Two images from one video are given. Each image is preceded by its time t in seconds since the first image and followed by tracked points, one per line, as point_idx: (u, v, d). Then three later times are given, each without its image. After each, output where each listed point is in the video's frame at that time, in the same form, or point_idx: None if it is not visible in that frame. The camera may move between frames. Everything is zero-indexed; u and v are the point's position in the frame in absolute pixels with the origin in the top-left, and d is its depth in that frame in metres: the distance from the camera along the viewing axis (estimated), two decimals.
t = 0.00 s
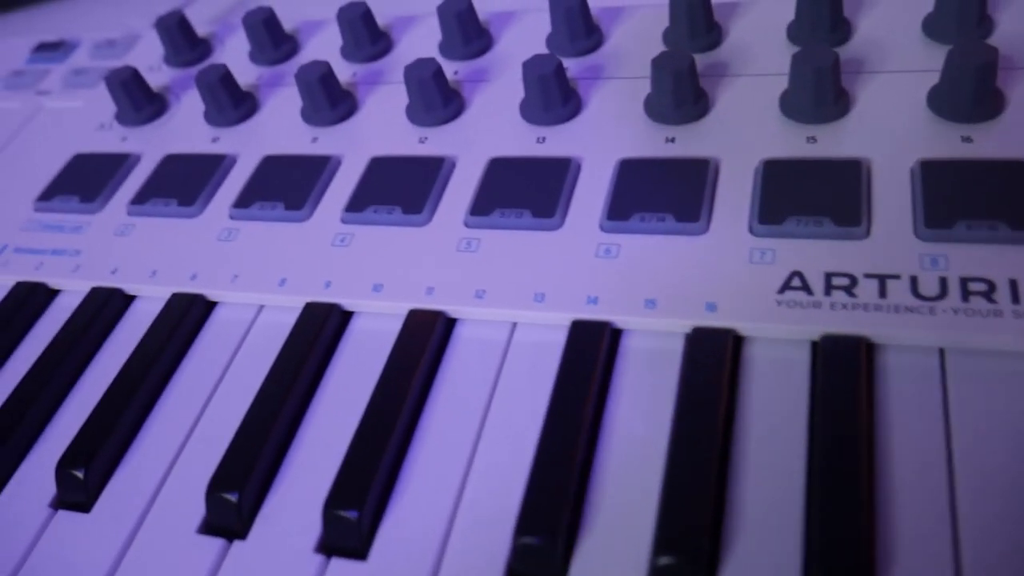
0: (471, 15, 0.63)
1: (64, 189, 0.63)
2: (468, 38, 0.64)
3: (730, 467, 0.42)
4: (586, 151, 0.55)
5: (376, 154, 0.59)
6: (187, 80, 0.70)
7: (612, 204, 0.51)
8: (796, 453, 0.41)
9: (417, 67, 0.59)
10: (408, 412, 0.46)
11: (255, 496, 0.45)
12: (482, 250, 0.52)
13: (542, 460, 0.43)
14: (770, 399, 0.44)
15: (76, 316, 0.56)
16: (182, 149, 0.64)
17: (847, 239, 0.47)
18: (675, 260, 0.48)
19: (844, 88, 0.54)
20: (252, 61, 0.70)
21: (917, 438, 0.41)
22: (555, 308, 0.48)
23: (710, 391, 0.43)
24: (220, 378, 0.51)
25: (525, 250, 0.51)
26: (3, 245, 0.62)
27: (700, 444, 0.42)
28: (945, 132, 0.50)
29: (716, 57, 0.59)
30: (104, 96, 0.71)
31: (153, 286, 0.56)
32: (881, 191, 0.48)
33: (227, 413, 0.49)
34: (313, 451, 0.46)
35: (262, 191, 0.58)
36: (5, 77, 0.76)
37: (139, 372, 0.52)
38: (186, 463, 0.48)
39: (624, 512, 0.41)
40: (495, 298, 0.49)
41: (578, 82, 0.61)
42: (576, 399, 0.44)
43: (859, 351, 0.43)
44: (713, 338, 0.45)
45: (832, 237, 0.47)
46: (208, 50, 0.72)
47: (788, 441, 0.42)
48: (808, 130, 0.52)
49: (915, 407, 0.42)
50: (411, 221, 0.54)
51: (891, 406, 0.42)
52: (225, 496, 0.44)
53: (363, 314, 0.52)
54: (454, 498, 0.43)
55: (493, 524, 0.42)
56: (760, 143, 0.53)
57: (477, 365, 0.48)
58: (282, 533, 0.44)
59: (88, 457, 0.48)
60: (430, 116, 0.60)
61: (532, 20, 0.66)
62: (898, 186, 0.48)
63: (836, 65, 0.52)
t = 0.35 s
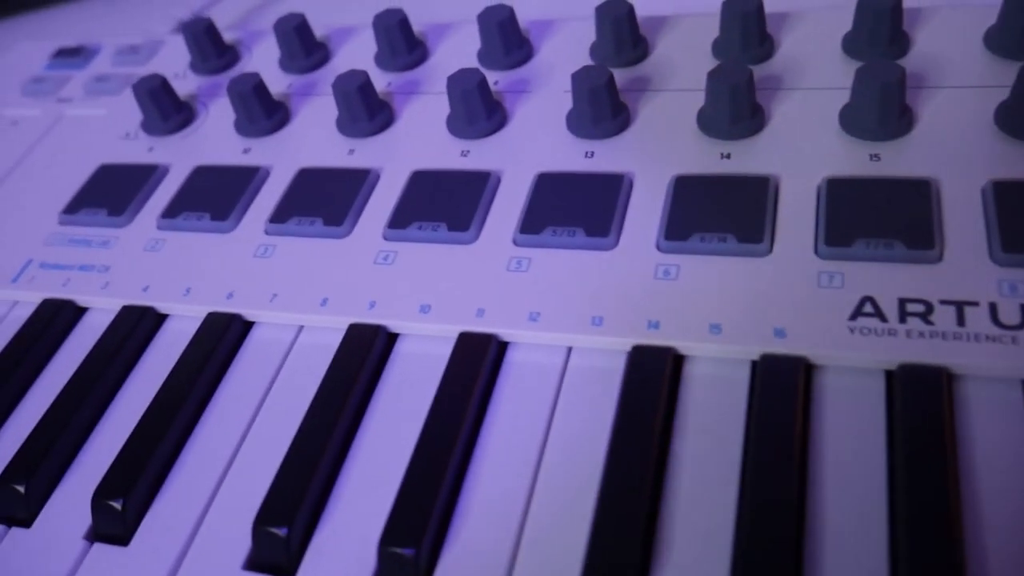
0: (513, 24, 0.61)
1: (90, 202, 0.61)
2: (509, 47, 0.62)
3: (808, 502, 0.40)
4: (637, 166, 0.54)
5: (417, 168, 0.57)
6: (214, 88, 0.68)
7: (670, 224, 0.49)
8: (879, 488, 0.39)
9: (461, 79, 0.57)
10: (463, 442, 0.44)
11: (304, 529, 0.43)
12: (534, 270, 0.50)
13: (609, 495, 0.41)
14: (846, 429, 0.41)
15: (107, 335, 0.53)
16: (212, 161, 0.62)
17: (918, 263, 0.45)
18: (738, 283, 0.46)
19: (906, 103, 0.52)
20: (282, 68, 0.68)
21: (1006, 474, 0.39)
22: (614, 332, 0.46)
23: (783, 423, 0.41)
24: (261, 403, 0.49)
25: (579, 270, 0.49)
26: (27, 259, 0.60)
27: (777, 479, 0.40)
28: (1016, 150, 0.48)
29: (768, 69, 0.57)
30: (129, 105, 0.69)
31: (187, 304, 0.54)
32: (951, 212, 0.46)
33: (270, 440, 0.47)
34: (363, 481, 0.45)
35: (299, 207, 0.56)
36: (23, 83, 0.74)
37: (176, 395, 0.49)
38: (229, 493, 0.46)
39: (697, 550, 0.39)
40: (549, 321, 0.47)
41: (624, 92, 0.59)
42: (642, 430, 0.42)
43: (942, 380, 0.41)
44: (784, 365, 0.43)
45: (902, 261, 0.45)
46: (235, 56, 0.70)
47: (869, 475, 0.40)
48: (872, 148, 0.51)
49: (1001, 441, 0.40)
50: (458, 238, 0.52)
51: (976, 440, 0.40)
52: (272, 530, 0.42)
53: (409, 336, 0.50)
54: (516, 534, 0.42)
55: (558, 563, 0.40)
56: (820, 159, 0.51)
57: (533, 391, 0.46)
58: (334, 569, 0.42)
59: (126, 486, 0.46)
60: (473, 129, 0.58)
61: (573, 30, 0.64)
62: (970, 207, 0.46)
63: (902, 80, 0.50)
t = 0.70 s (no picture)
0: (541, 30, 0.59)
1: (101, 213, 0.59)
2: (537, 54, 0.60)
3: (874, 543, 0.38)
4: (676, 180, 0.51)
5: (444, 180, 0.55)
6: (228, 93, 0.66)
7: (714, 242, 0.47)
8: (948, 531, 0.38)
9: (490, 88, 0.55)
10: (502, 476, 0.42)
11: (336, 567, 0.42)
12: (572, 289, 0.47)
13: (661, 534, 0.39)
14: (909, 463, 0.40)
15: (122, 355, 0.51)
16: (229, 171, 0.60)
17: (979, 286, 0.43)
18: (789, 306, 0.44)
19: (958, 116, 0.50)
20: (298, 74, 0.65)
21: None
22: (659, 357, 0.44)
23: (845, 458, 0.39)
24: (286, 428, 0.47)
25: (619, 290, 0.47)
26: (36, 274, 0.57)
27: (839, 518, 0.38)
28: None
29: (809, 79, 0.55)
30: (139, 112, 0.67)
31: (206, 323, 0.52)
32: (1012, 231, 0.44)
33: (298, 471, 0.45)
34: (399, 516, 0.43)
35: (321, 220, 0.54)
36: (28, 87, 0.71)
37: (198, 420, 0.47)
38: (254, 528, 0.44)
39: None
40: (591, 345, 0.45)
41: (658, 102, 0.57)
42: (694, 464, 0.40)
43: (1013, 413, 0.39)
44: (843, 395, 0.41)
45: (962, 284, 0.43)
46: (249, 61, 0.68)
47: (936, 515, 0.38)
48: (923, 163, 0.48)
49: None
50: (490, 255, 0.50)
51: None
52: (303, 569, 0.41)
53: (441, 358, 0.48)
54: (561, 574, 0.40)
55: None
56: (869, 175, 0.49)
57: (575, 419, 0.44)
58: None
59: (147, 519, 0.44)
60: (502, 140, 0.56)
61: (602, 37, 0.62)
62: None
63: (956, 92, 0.47)
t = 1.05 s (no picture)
0: (566, 34, 0.58)
1: (114, 218, 0.57)
2: (560, 57, 0.58)
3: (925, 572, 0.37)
4: (707, 190, 0.50)
5: (468, 188, 0.54)
6: (243, 96, 0.65)
7: (750, 255, 0.46)
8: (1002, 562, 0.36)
9: (515, 94, 0.54)
10: (536, 499, 0.41)
11: None
12: (603, 303, 0.46)
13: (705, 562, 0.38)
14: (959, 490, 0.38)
15: (138, 367, 0.50)
16: (244, 176, 0.58)
17: None
18: (830, 322, 0.43)
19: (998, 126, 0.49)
20: (313, 76, 0.64)
21: None
22: (696, 375, 0.43)
23: (894, 485, 0.38)
24: (310, 445, 0.46)
25: (653, 305, 0.46)
26: (47, 281, 0.56)
27: (890, 548, 0.36)
28: None
29: (842, 85, 0.54)
30: (151, 115, 0.65)
31: (224, 334, 0.50)
32: None
33: (324, 492, 0.44)
34: (428, 538, 0.41)
35: (342, 229, 0.53)
36: (36, 87, 0.70)
37: (218, 436, 0.46)
38: (279, 551, 0.42)
39: None
40: (624, 361, 0.44)
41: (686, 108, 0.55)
42: (737, 488, 0.39)
43: None
44: (890, 418, 0.40)
45: (1010, 301, 0.42)
46: (263, 63, 0.66)
47: (989, 545, 0.37)
48: (963, 174, 0.47)
49: None
50: (517, 267, 0.49)
51: None
52: None
53: (468, 373, 0.46)
54: None
55: None
56: (907, 186, 0.48)
57: (610, 440, 0.43)
58: None
59: (167, 540, 0.43)
60: (526, 147, 0.54)
61: (627, 39, 0.60)
62: None
63: (998, 102, 0.46)
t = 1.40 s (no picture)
0: (597, 35, 0.57)
1: (138, 219, 0.57)
2: (591, 60, 0.57)
3: None
4: (744, 196, 0.49)
5: (499, 192, 0.53)
6: (266, 95, 0.64)
7: (790, 264, 0.45)
8: None
9: (548, 96, 0.53)
10: (577, 512, 0.41)
11: None
12: (640, 311, 0.46)
13: None
14: (1009, 508, 0.38)
15: (166, 371, 0.49)
16: (270, 177, 0.58)
17: None
18: (874, 333, 0.42)
19: None
20: (339, 75, 0.63)
21: None
22: (738, 386, 0.42)
23: (943, 503, 0.38)
24: (343, 453, 0.45)
25: (691, 313, 0.45)
26: (71, 281, 0.55)
27: (942, 567, 0.36)
28: None
29: (878, 90, 0.53)
30: (174, 113, 0.64)
31: (253, 338, 0.49)
32: None
33: (359, 502, 0.43)
34: (467, 550, 0.41)
35: (372, 232, 0.52)
36: (56, 84, 0.69)
37: (251, 443, 0.45)
38: (315, 562, 0.42)
39: None
40: (664, 371, 0.43)
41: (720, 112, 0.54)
42: (784, 503, 0.39)
43: None
44: (938, 432, 0.39)
45: None
46: (287, 62, 0.66)
47: None
48: (1004, 182, 0.46)
49: None
50: (552, 273, 0.48)
51: None
52: None
53: (504, 381, 0.46)
54: None
55: None
56: (948, 194, 0.47)
57: (650, 452, 0.42)
58: None
59: (202, 549, 0.42)
60: (558, 150, 0.54)
61: (658, 40, 0.59)
62: None
63: None
